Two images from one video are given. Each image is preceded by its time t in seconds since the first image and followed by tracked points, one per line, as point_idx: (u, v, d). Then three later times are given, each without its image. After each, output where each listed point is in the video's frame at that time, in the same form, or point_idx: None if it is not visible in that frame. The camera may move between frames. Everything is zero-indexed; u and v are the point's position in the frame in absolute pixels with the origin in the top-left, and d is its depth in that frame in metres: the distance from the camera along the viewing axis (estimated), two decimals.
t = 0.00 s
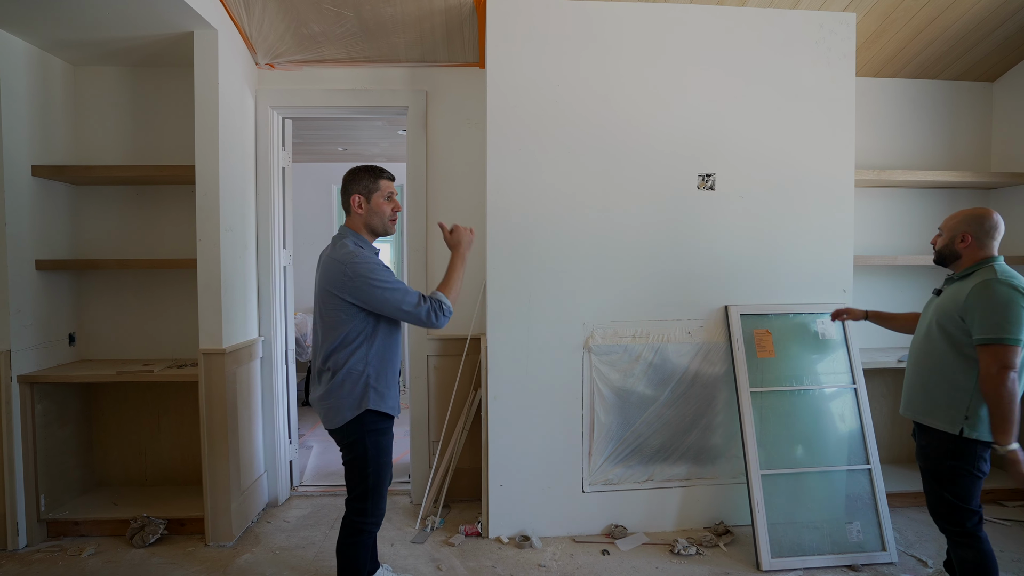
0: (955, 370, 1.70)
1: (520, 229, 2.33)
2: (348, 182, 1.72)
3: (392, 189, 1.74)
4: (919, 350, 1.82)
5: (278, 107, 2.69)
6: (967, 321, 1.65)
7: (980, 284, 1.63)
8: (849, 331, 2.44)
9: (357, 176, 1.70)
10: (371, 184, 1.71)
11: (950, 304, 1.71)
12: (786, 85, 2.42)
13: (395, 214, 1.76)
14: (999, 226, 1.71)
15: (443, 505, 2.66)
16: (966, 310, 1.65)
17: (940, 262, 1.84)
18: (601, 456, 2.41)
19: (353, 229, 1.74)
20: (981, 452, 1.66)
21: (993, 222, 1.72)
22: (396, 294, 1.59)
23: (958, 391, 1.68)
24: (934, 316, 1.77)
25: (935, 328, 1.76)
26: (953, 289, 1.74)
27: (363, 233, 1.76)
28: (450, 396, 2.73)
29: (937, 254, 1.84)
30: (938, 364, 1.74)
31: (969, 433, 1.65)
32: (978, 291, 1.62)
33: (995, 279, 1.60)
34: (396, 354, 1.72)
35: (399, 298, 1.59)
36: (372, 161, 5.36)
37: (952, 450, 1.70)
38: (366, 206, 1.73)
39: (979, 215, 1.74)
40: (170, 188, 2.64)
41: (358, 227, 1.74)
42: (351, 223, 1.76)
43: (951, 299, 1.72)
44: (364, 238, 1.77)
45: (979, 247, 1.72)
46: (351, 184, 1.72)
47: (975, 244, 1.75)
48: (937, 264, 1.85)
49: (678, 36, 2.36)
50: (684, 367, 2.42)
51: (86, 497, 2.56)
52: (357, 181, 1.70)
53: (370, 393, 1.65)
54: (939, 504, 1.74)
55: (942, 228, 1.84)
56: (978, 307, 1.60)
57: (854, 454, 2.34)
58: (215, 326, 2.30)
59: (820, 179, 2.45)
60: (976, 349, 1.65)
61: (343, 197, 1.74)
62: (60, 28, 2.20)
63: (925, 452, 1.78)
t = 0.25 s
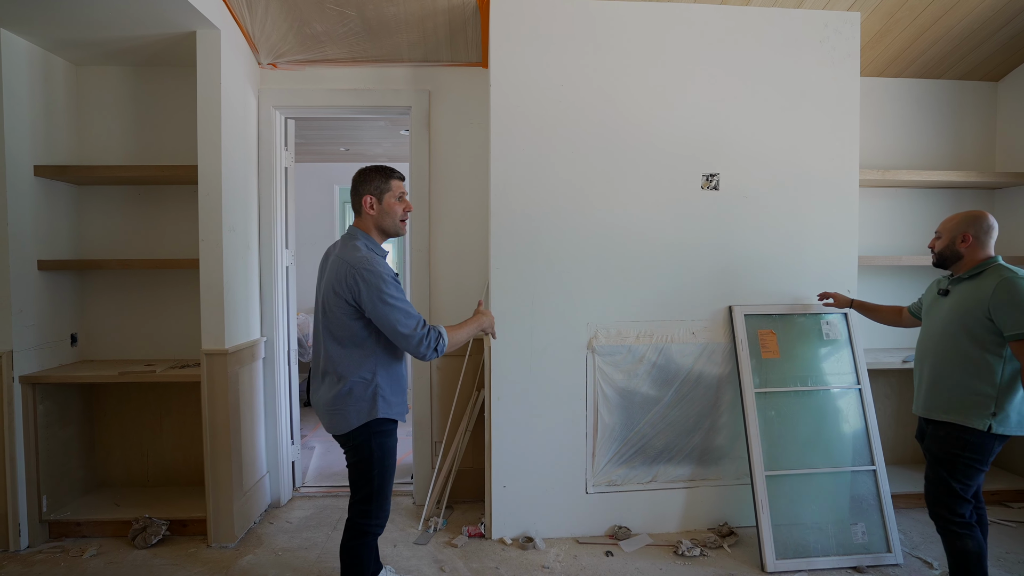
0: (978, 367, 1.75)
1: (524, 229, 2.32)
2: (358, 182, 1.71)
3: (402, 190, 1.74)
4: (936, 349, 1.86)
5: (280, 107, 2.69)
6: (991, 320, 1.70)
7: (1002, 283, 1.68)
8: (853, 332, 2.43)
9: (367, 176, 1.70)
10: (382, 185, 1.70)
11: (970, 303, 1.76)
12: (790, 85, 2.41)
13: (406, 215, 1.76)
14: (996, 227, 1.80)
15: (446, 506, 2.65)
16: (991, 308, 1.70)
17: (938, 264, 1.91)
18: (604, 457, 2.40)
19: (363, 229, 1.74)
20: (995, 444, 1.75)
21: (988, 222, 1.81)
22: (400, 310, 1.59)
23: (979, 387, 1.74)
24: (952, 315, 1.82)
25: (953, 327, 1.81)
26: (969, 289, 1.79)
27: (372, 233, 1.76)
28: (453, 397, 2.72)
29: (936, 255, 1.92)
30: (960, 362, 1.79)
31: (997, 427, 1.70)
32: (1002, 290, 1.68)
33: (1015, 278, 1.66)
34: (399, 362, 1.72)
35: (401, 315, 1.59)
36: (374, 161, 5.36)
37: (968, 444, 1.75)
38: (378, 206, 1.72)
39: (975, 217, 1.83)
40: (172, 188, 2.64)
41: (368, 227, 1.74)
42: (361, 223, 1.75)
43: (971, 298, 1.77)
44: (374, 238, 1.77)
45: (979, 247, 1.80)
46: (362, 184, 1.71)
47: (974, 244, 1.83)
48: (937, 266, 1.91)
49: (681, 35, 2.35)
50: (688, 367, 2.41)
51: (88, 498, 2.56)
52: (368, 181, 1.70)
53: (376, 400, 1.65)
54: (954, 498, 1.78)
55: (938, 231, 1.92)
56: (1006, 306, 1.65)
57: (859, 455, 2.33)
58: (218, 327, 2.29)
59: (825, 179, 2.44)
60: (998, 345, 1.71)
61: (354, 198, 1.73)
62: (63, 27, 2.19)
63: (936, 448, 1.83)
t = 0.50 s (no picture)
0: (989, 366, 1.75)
1: (527, 228, 2.32)
2: (369, 183, 1.71)
3: (413, 190, 1.74)
4: (946, 348, 1.85)
5: (283, 106, 2.69)
6: (1003, 320, 1.70)
7: (1014, 283, 1.68)
8: (858, 332, 2.42)
9: (378, 177, 1.70)
10: (393, 186, 1.70)
11: (980, 302, 1.76)
12: (794, 84, 2.40)
13: (416, 216, 1.76)
14: (995, 227, 1.82)
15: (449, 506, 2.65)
16: (1002, 307, 1.70)
17: (942, 265, 1.89)
18: (607, 457, 2.40)
19: (372, 229, 1.74)
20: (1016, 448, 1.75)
21: (989, 223, 1.82)
22: (398, 317, 1.58)
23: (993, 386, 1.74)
24: (961, 314, 1.81)
25: (963, 326, 1.80)
26: (977, 287, 1.79)
27: (382, 233, 1.76)
28: (456, 397, 2.72)
29: (938, 257, 1.90)
30: (971, 362, 1.78)
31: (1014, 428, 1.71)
32: (1014, 288, 1.68)
33: None
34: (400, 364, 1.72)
35: (400, 320, 1.58)
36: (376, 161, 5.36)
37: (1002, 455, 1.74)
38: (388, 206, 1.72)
39: (977, 217, 1.83)
40: (175, 188, 2.64)
41: (378, 228, 1.74)
42: (371, 223, 1.75)
43: (980, 297, 1.76)
44: (382, 238, 1.77)
45: (983, 246, 1.81)
46: (373, 185, 1.71)
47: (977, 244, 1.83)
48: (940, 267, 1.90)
49: (685, 34, 2.35)
50: (692, 367, 2.40)
51: (91, 497, 2.56)
52: (379, 182, 1.69)
53: (373, 402, 1.64)
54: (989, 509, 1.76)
55: (939, 232, 1.91)
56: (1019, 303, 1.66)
57: (863, 455, 2.33)
58: (221, 326, 2.29)
59: (829, 179, 2.44)
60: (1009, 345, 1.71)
61: (364, 198, 1.73)
62: (67, 27, 2.20)
63: (972, 460, 1.78)
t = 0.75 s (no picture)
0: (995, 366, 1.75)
1: (530, 228, 2.32)
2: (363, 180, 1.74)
3: (403, 187, 1.71)
4: (950, 348, 1.85)
5: (286, 106, 2.69)
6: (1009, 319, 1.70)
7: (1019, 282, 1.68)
8: (861, 332, 2.42)
9: (370, 174, 1.71)
10: (380, 183, 1.69)
11: (983, 302, 1.76)
12: (797, 84, 2.40)
13: (405, 214, 1.73)
14: (996, 227, 1.82)
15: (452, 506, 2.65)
16: (1008, 307, 1.70)
17: (945, 266, 1.88)
18: (611, 456, 2.40)
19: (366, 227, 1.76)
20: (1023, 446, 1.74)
21: (990, 224, 1.82)
22: (380, 317, 1.52)
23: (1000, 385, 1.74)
24: (964, 314, 1.81)
25: (966, 326, 1.80)
26: (980, 288, 1.79)
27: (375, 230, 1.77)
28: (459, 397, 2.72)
29: (941, 258, 1.88)
30: (977, 361, 1.78)
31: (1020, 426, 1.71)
32: (1017, 288, 1.68)
33: None
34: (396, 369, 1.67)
35: (375, 323, 1.51)
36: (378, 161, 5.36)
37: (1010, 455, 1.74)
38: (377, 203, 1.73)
39: (979, 218, 1.83)
40: (178, 188, 2.64)
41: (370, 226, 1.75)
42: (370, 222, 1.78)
43: (983, 297, 1.77)
44: (382, 237, 1.77)
45: (987, 247, 1.80)
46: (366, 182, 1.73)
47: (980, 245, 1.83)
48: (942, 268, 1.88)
49: (688, 34, 2.35)
50: (695, 367, 2.40)
51: (94, 497, 2.56)
52: (369, 179, 1.71)
53: (376, 405, 1.63)
54: (996, 509, 1.75)
55: (941, 233, 1.88)
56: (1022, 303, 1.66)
57: (867, 455, 2.32)
58: (225, 326, 2.29)
59: (832, 178, 2.44)
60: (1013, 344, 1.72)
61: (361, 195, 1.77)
62: (71, 28, 2.20)
63: (980, 460, 1.77)
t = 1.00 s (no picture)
0: (993, 368, 1.74)
1: (532, 228, 2.32)
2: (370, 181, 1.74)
3: (408, 191, 1.69)
4: (951, 349, 1.84)
5: (288, 107, 2.69)
6: (1007, 320, 1.70)
7: (1018, 283, 1.68)
8: (862, 332, 2.42)
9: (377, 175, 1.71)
10: (386, 185, 1.68)
11: (983, 304, 1.76)
12: (799, 84, 2.40)
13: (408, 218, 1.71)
14: (1003, 229, 1.81)
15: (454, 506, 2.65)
16: (1006, 308, 1.69)
17: (950, 268, 1.85)
18: (612, 456, 2.40)
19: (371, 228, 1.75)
20: None
21: (999, 226, 1.80)
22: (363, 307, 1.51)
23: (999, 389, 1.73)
24: (966, 316, 1.81)
25: (967, 328, 1.80)
26: (981, 289, 1.78)
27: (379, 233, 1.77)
28: (460, 397, 2.73)
29: (949, 259, 1.84)
30: (976, 364, 1.77)
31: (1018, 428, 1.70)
32: (1018, 290, 1.67)
33: None
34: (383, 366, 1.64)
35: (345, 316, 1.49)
36: (379, 161, 5.36)
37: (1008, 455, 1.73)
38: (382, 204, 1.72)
39: (988, 220, 1.79)
40: (179, 188, 2.64)
41: (375, 228, 1.75)
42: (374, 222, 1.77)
43: (983, 299, 1.76)
44: (381, 238, 1.76)
45: (995, 250, 1.79)
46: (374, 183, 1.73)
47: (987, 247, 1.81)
48: (947, 268, 1.86)
49: (691, 34, 2.35)
50: (697, 367, 2.40)
51: (96, 497, 2.56)
52: (376, 180, 1.71)
53: (361, 404, 1.61)
54: (995, 510, 1.75)
55: (949, 234, 1.84)
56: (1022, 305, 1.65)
57: (868, 455, 2.32)
58: (226, 326, 2.29)
59: (834, 178, 2.43)
60: (1013, 346, 1.71)
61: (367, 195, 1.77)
62: (73, 27, 2.20)
63: (977, 461, 1.77)
